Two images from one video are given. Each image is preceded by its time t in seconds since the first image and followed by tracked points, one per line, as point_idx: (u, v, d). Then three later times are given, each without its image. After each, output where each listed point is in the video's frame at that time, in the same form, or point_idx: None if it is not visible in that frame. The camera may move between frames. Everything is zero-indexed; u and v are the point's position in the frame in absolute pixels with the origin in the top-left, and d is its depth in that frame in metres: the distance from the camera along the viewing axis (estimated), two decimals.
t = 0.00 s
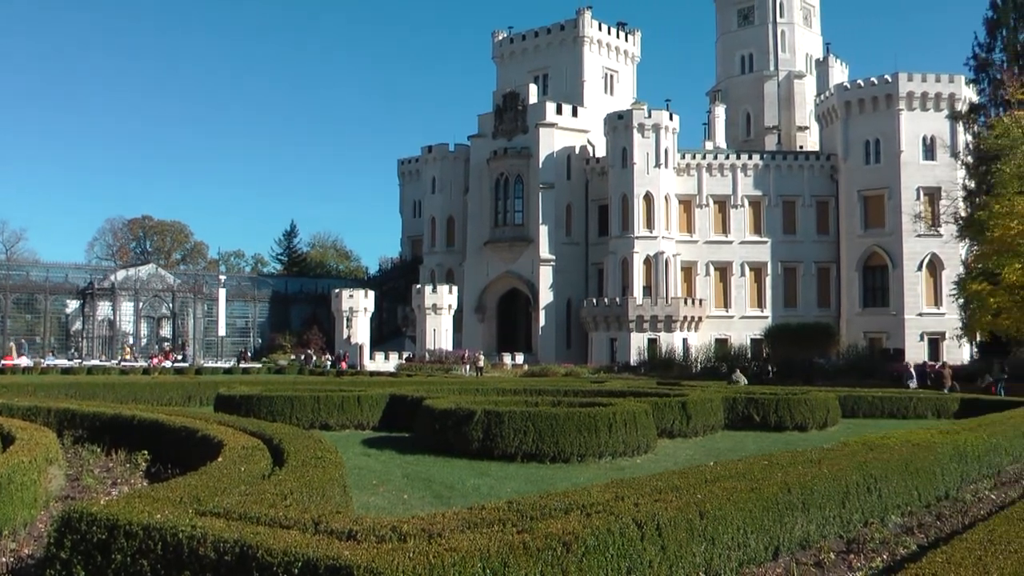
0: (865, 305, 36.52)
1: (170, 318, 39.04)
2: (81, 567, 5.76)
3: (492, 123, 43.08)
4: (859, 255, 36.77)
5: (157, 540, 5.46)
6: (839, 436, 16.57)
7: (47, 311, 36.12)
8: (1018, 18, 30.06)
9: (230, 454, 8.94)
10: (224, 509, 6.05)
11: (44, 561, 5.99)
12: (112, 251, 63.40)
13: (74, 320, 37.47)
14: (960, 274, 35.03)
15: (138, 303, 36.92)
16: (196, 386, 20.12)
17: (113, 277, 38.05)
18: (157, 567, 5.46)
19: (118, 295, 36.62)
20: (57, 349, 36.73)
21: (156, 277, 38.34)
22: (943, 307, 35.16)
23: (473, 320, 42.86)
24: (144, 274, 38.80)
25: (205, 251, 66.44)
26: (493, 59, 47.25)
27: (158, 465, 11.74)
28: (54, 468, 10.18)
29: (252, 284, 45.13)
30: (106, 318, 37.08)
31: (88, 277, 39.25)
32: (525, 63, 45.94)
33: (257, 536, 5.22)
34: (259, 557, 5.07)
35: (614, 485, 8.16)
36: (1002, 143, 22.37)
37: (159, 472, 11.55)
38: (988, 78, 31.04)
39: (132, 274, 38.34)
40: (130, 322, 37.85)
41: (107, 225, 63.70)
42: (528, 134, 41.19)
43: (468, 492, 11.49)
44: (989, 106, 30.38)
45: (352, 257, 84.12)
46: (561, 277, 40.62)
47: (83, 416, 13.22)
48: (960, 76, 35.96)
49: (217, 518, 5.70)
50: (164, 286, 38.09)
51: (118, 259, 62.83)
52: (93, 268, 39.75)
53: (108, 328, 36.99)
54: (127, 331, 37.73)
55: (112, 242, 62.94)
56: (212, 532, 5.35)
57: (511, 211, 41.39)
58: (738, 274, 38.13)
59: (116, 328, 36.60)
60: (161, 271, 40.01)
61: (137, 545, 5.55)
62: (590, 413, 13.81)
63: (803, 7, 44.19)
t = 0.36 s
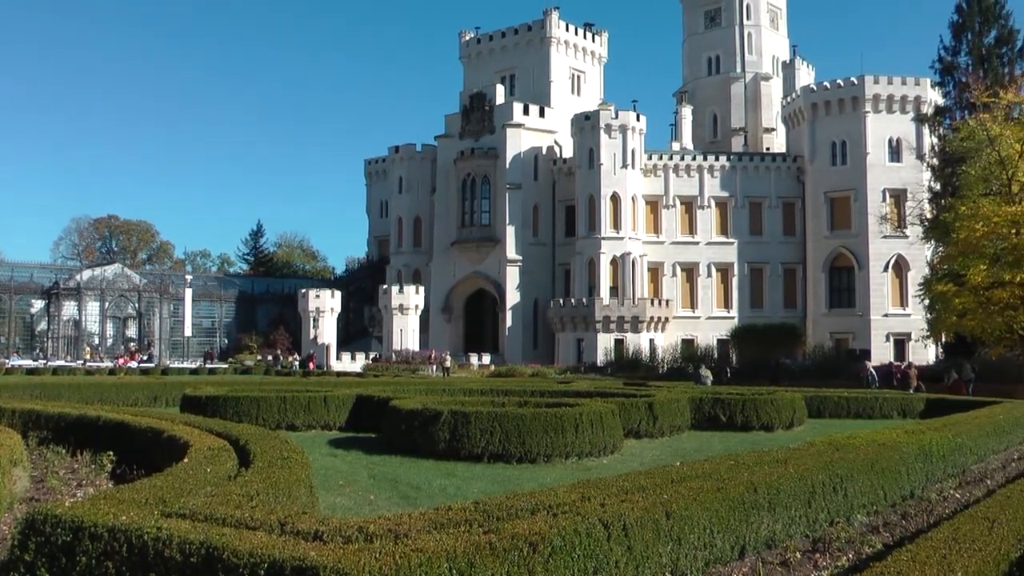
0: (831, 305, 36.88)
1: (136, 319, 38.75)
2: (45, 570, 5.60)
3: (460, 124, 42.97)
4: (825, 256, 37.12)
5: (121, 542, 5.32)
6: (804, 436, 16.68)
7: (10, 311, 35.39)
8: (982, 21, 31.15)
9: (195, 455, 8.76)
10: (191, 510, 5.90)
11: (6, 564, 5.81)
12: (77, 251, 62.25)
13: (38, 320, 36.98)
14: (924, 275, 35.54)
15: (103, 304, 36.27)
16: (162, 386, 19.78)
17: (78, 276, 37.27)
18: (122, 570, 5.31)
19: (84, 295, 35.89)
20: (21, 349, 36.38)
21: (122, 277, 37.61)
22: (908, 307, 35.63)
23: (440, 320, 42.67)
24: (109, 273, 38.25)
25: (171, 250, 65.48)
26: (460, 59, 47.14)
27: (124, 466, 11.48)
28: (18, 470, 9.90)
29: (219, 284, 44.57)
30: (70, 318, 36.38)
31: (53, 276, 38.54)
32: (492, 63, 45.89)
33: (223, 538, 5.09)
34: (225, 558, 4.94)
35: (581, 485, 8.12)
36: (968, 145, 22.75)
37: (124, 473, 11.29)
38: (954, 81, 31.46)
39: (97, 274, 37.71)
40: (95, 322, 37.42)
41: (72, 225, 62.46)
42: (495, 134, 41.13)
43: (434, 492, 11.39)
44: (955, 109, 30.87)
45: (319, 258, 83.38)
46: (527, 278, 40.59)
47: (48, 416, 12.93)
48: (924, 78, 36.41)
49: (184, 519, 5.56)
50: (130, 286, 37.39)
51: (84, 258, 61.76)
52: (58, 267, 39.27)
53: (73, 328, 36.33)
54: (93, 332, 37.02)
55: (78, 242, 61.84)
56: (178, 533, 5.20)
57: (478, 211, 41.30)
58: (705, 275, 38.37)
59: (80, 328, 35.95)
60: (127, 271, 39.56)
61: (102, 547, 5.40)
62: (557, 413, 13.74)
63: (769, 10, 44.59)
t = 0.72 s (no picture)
0: (798, 307, 37.24)
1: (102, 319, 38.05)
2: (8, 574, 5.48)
3: (429, 124, 42.84)
4: (793, 259, 37.50)
5: (86, 546, 5.21)
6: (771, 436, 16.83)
7: None
8: (948, 27, 31.69)
9: (161, 457, 8.62)
10: (157, 512, 5.80)
11: None
12: (43, 250, 61.14)
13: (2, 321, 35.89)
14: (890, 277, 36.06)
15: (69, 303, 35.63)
16: (128, 387, 19.48)
17: (43, 275, 36.68)
18: (87, 573, 5.21)
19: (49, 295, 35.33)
20: None
21: (89, 277, 37.32)
22: (875, 309, 36.14)
23: (408, 321, 42.46)
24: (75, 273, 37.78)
25: (138, 250, 64.57)
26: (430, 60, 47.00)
27: (90, 468, 11.26)
28: None
29: (186, 284, 44.00)
30: (35, 318, 35.81)
31: (18, 276, 37.92)
32: (461, 64, 45.82)
33: (190, 540, 5.00)
34: (191, 561, 4.85)
35: (549, 486, 8.10)
36: (935, 149, 23.12)
37: (89, 475, 11.06)
38: (920, 86, 32.01)
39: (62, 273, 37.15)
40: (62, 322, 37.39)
41: (38, 224, 61.32)
42: (464, 135, 41.06)
43: (401, 493, 11.33)
44: (922, 113, 31.37)
45: (287, 258, 82.68)
46: (496, 279, 40.55)
47: (13, 419, 12.67)
48: (891, 83, 36.91)
49: (150, 522, 5.46)
50: (97, 286, 36.92)
51: (49, 258, 60.67)
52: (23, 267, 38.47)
53: (39, 328, 35.74)
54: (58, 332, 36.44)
55: (44, 241, 60.87)
56: (145, 536, 5.10)
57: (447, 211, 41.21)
58: (673, 276, 38.62)
59: (46, 328, 35.36)
60: (93, 270, 38.97)
61: (66, 551, 5.29)
62: (525, 414, 13.71)
63: (738, 13, 44.98)
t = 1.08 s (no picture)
0: (766, 308, 37.56)
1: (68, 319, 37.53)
2: None
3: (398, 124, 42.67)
4: (760, 260, 37.85)
5: (50, 549, 5.09)
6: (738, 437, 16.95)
7: None
8: (915, 32, 32.18)
9: (128, 459, 8.47)
10: (123, 515, 5.69)
11: None
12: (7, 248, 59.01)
13: None
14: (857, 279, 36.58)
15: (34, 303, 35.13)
16: (94, 388, 19.16)
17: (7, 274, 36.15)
18: None
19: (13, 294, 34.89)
20: None
21: (54, 276, 36.83)
22: (841, 310, 36.58)
23: (376, 321, 42.22)
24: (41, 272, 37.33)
25: (105, 249, 63.65)
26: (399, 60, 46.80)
27: (55, 470, 11.01)
28: None
29: (153, 284, 43.40)
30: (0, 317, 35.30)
31: None
32: (431, 64, 45.68)
33: (156, 543, 4.90)
34: (158, 564, 4.76)
35: (517, 486, 8.08)
36: (902, 152, 23.23)
37: (54, 478, 10.81)
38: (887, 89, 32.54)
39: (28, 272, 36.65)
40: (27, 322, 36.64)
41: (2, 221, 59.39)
42: (433, 135, 40.94)
43: (369, 494, 11.25)
44: (889, 116, 31.82)
45: (256, 258, 81.91)
46: (464, 279, 40.46)
47: None
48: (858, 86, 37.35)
49: (115, 524, 5.35)
50: (62, 285, 36.40)
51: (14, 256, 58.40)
52: None
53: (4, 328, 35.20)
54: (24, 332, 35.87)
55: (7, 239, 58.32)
56: (111, 538, 5.00)
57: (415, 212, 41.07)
58: (642, 277, 38.79)
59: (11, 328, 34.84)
60: (59, 270, 38.43)
61: (29, 554, 5.17)
62: (493, 415, 13.66)
63: (707, 16, 45.31)
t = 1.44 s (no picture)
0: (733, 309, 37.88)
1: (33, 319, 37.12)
2: None
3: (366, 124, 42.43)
4: (728, 262, 38.17)
5: (12, 552, 4.97)
6: (705, 437, 17.05)
7: None
8: (881, 37, 32.66)
9: (94, 460, 8.32)
10: (88, 517, 5.58)
11: None
12: None
13: None
14: (823, 281, 37.03)
15: None
16: (57, 390, 18.80)
17: None
18: None
19: None
20: None
21: (19, 275, 36.29)
22: (809, 311, 36.99)
23: (344, 322, 41.92)
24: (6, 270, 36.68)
25: (69, 248, 62.59)
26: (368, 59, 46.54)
27: (18, 473, 10.76)
28: None
29: (120, 283, 42.71)
30: None
31: None
32: (400, 63, 45.47)
33: (122, 545, 4.80)
34: (123, 566, 4.66)
35: (485, 487, 8.06)
36: (869, 155, 23.37)
37: (18, 481, 10.59)
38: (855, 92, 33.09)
39: None
40: None
41: None
42: (402, 135, 40.76)
43: (337, 495, 11.15)
44: (856, 120, 32.21)
45: (223, 258, 81.06)
46: (433, 279, 40.31)
47: None
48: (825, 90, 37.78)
49: (80, 527, 5.23)
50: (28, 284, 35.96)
51: None
52: None
53: None
54: None
55: None
56: (75, 541, 4.89)
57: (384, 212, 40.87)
58: (610, 279, 38.93)
59: None
60: (24, 268, 37.80)
61: None
62: (462, 415, 13.61)
63: (676, 19, 45.60)
